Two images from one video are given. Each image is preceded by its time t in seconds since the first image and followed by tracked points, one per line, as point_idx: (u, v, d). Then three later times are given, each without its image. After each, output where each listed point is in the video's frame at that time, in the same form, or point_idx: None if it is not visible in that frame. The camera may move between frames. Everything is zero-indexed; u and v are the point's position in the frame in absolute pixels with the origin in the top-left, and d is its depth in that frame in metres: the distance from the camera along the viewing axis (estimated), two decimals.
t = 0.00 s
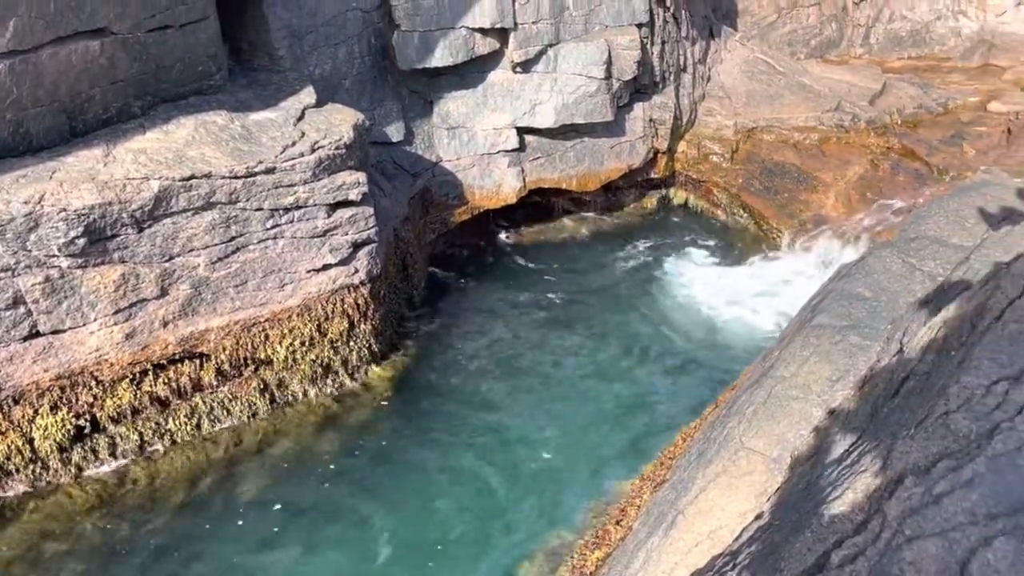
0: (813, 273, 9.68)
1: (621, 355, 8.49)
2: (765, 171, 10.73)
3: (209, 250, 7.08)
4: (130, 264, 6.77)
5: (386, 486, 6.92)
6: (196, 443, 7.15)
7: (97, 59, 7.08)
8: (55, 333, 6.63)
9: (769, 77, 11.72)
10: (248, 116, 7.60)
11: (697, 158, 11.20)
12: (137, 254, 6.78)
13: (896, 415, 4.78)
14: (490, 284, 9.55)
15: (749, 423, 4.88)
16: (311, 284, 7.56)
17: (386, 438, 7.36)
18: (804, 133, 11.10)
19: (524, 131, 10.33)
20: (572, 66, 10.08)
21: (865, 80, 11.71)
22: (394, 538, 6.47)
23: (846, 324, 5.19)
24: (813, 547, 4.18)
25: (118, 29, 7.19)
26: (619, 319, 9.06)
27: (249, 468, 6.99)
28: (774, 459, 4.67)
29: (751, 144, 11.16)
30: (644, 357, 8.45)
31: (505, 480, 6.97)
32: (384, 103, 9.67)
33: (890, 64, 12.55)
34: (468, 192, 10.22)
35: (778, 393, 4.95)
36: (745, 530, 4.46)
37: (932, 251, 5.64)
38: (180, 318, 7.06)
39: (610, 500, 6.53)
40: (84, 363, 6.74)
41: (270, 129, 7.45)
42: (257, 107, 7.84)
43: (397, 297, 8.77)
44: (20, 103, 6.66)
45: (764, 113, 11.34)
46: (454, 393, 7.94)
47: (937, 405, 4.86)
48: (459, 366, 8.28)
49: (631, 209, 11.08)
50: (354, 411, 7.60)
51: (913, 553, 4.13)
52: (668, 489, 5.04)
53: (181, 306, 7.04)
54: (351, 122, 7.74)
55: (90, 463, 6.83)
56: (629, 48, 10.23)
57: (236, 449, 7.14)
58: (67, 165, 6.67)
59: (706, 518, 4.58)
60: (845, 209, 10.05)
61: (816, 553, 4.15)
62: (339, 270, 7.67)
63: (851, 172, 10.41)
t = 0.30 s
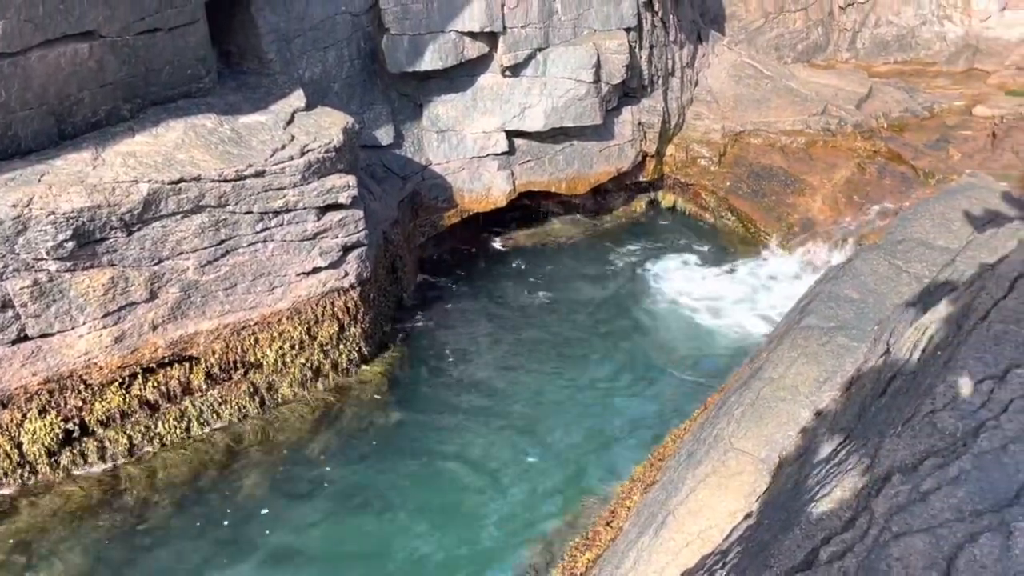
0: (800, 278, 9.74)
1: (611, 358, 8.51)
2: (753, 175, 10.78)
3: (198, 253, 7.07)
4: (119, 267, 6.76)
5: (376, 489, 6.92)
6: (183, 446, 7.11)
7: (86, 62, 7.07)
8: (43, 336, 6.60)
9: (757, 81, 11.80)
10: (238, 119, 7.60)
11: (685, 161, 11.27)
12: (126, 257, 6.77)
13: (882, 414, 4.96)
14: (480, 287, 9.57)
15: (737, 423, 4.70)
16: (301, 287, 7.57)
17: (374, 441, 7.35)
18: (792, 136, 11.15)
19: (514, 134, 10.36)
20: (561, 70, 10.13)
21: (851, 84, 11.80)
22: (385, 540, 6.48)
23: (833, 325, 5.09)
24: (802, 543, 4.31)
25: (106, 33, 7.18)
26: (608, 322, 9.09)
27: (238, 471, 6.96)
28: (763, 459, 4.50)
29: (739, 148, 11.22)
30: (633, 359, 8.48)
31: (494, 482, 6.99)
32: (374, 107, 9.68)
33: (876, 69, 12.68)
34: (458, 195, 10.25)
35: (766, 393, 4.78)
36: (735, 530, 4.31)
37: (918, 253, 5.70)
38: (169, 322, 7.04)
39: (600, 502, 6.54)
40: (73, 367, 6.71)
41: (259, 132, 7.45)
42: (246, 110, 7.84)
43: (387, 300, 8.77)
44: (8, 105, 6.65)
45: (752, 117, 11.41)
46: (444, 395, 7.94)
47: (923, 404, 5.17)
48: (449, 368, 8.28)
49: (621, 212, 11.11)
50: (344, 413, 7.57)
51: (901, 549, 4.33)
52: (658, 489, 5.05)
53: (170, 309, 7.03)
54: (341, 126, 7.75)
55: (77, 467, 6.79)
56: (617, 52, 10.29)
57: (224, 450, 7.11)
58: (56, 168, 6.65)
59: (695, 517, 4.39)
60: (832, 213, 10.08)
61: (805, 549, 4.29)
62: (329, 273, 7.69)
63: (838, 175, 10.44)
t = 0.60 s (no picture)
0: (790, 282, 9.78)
1: (603, 362, 8.54)
2: (743, 179, 10.83)
3: (190, 257, 7.07)
4: (110, 271, 6.75)
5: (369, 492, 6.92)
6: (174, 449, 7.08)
7: (78, 66, 7.06)
8: (34, 340, 6.57)
9: (747, 86, 11.86)
10: (230, 123, 7.60)
11: (677, 166, 11.32)
12: (118, 260, 6.76)
13: (874, 416, 5.02)
14: (472, 291, 9.58)
15: (728, 425, 4.66)
16: (293, 290, 7.58)
17: (367, 444, 7.35)
18: (782, 141, 11.21)
19: (506, 138, 10.39)
20: (553, 75, 10.17)
21: (841, 89, 11.88)
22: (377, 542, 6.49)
23: (823, 328, 5.12)
24: (794, 544, 4.45)
25: (98, 36, 7.18)
26: (600, 326, 9.12)
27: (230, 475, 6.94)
28: (754, 461, 4.44)
29: (730, 153, 11.28)
30: (625, 363, 8.51)
31: (486, 484, 7.01)
32: (366, 111, 9.69)
33: (865, 74, 12.76)
34: (450, 199, 10.26)
35: (757, 396, 4.74)
36: (727, 532, 4.28)
37: (905, 257, 5.69)
38: (161, 326, 7.04)
39: (592, 506, 6.55)
40: (64, 371, 6.69)
41: (252, 136, 7.46)
42: (239, 114, 7.84)
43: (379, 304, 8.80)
44: None
45: (742, 122, 11.47)
46: (436, 398, 7.95)
47: (913, 407, 5.26)
48: (440, 372, 8.29)
49: (612, 216, 11.14)
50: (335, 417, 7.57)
51: (892, 549, 4.41)
52: (650, 491, 5.06)
53: (162, 313, 7.02)
54: (333, 130, 7.76)
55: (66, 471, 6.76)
56: (609, 57, 10.35)
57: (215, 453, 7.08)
58: (47, 172, 6.64)
59: (687, 520, 4.35)
60: (823, 218, 10.05)
61: (797, 550, 4.43)
62: (321, 276, 7.70)
63: (828, 179, 10.49)
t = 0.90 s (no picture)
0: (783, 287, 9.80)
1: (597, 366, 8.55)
2: (737, 185, 10.86)
3: (184, 261, 7.06)
4: (104, 275, 6.74)
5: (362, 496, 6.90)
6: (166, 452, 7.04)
7: (73, 70, 7.05)
8: (27, 344, 6.56)
9: (741, 92, 11.90)
10: (224, 127, 7.60)
11: (671, 171, 11.35)
12: (112, 264, 6.75)
13: (867, 420, 5.04)
14: (467, 295, 9.58)
15: (723, 430, 4.76)
16: (287, 295, 7.57)
17: (360, 448, 7.33)
18: (776, 147, 11.25)
19: (500, 143, 10.40)
20: (548, 79, 10.16)
21: (834, 95, 11.93)
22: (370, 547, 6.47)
23: (817, 333, 5.14)
24: (788, 548, 4.38)
25: (93, 40, 7.17)
26: (595, 331, 9.11)
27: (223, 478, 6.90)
28: (748, 465, 4.57)
29: (723, 158, 11.33)
30: (619, 367, 8.52)
31: (479, 489, 6.99)
32: (361, 116, 9.71)
33: (858, 80, 12.83)
34: (445, 203, 10.28)
35: (751, 400, 4.84)
36: (721, 536, 4.38)
37: (898, 262, 5.78)
38: (155, 330, 7.02)
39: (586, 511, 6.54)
40: (57, 376, 6.67)
41: (246, 140, 7.46)
42: (233, 118, 7.84)
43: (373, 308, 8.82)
44: None
45: (736, 127, 11.52)
46: (430, 402, 7.93)
47: (905, 411, 5.24)
48: (434, 376, 8.27)
49: (606, 220, 11.16)
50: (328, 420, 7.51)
51: (885, 553, 4.36)
52: (644, 496, 5.07)
53: (155, 317, 7.01)
54: (328, 134, 7.75)
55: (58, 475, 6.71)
56: (603, 62, 10.33)
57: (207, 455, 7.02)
58: (41, 176, 6.63)
59: (681, 525, 4.45)
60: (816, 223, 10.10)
61: (791, 554, 4.36)
62: (316, 281, 7.69)
63: (821, 185, 10.52)
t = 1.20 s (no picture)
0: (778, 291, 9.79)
1: (593, 370, 8.54)
2: (733, 190, 10.88)
3: (180, 265, 7.06)
4: (100, 279, 6.74)
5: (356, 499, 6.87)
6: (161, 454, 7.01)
7: (69, 74, 7.05)
8: (22, 348, 6.55)
9: (737, 98, 11.93)
10: (221, 132, 7.61)
11: (667, 176, 11.38)
12: (107, 269, 6.74)
13: (862, 425, 5.05)
14: (463, 299, 9.57)
15: (719, 436, 4.74)
16: (283, 299, 7.56)
17: (356, 451, 7.30)
18: (772, 152, 11.26)
19: (497, 148, 10.42)
20: (545, 85, 10.19)
21: (829, 101, 11.96)
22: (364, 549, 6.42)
23: (812, 339, 5.18)
24: (783, 553, 4.40)
25: (90, 44, 7.17)
26: (591, 335, 9.11)
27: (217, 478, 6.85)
28: (744, 472, 4.52)
29: (720, 163, 11.35)
30: (614, 372, 8.51)
31: (474, 492, 6.96)
32: (357, 120, 9.71)
33: (853, 86, 12.85)
34: (442, 208, 10.29)
35: (747, 406, 4.84)
36: (717, 542, 4.30)
37: (893, 267, 5.78)
38: (150, 334, 7.01)
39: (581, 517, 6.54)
40: (52, 380, 6.66)
41: (243, 145, 7.46)
42: (230, 122, 7.84)
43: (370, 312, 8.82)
44: None
45: (732, 133, 11.54)
46: (425, 405, 7.90)
47: (900, 415, 5.24)
48: (430, 379, 8.25)
49: (603, 224, 11.16)
50: (323, 422, 7.50)
51: (880, 558, 4.40)
52: (640, 502, 5.06)
53: (151, 321, 7.00)
54: (324, 138, 7.77)
55: (51, 477, 6.68)
56: (600, 68, 10.35)
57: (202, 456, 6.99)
58: (36, 180, 6.63)
59: (676, 531, 4.40)
60: (812, 228, 10.14)
61: (786, 559, 4.37)
62: (312, 285, 7.68)
63: (817, 190, 10.53)
